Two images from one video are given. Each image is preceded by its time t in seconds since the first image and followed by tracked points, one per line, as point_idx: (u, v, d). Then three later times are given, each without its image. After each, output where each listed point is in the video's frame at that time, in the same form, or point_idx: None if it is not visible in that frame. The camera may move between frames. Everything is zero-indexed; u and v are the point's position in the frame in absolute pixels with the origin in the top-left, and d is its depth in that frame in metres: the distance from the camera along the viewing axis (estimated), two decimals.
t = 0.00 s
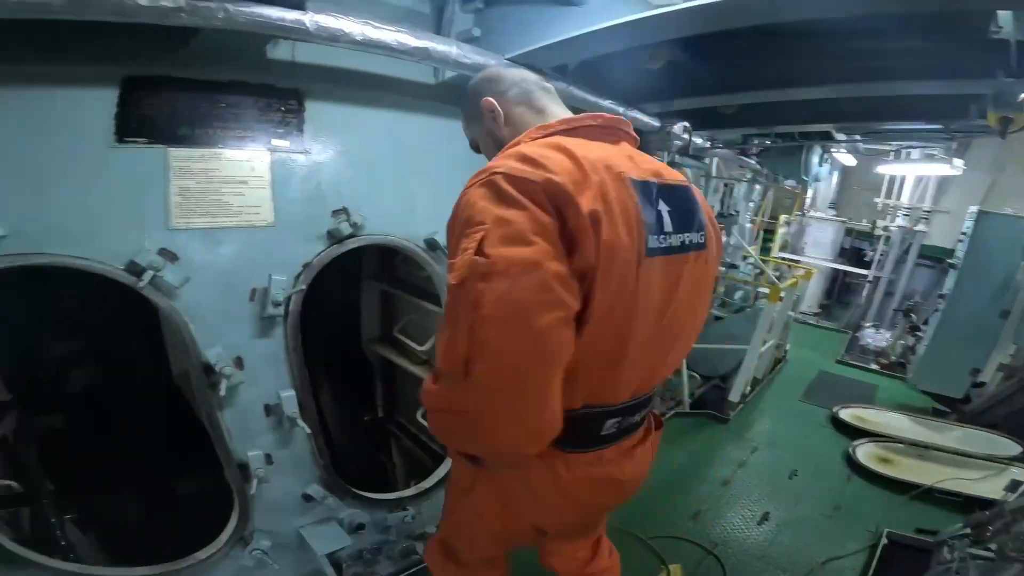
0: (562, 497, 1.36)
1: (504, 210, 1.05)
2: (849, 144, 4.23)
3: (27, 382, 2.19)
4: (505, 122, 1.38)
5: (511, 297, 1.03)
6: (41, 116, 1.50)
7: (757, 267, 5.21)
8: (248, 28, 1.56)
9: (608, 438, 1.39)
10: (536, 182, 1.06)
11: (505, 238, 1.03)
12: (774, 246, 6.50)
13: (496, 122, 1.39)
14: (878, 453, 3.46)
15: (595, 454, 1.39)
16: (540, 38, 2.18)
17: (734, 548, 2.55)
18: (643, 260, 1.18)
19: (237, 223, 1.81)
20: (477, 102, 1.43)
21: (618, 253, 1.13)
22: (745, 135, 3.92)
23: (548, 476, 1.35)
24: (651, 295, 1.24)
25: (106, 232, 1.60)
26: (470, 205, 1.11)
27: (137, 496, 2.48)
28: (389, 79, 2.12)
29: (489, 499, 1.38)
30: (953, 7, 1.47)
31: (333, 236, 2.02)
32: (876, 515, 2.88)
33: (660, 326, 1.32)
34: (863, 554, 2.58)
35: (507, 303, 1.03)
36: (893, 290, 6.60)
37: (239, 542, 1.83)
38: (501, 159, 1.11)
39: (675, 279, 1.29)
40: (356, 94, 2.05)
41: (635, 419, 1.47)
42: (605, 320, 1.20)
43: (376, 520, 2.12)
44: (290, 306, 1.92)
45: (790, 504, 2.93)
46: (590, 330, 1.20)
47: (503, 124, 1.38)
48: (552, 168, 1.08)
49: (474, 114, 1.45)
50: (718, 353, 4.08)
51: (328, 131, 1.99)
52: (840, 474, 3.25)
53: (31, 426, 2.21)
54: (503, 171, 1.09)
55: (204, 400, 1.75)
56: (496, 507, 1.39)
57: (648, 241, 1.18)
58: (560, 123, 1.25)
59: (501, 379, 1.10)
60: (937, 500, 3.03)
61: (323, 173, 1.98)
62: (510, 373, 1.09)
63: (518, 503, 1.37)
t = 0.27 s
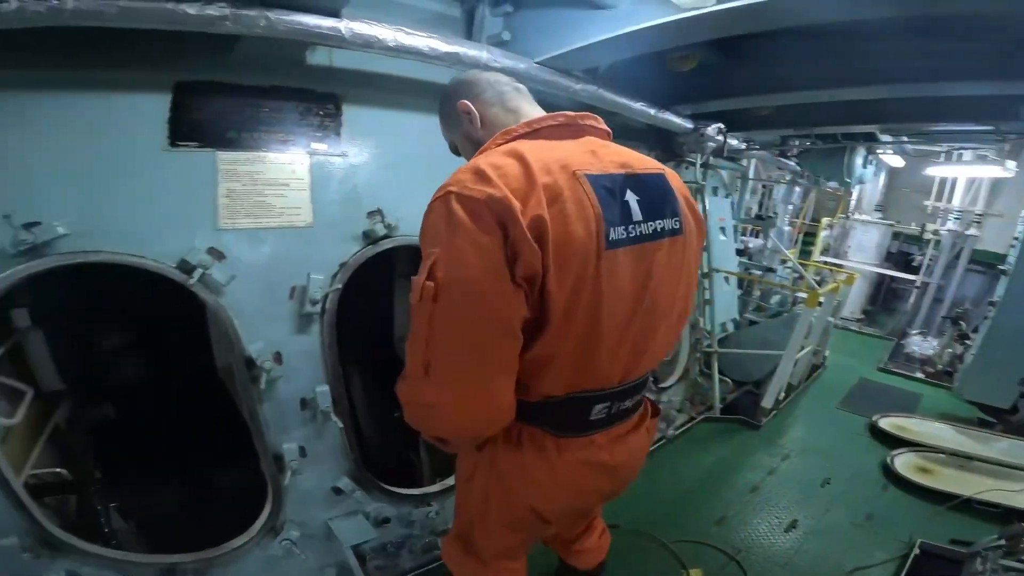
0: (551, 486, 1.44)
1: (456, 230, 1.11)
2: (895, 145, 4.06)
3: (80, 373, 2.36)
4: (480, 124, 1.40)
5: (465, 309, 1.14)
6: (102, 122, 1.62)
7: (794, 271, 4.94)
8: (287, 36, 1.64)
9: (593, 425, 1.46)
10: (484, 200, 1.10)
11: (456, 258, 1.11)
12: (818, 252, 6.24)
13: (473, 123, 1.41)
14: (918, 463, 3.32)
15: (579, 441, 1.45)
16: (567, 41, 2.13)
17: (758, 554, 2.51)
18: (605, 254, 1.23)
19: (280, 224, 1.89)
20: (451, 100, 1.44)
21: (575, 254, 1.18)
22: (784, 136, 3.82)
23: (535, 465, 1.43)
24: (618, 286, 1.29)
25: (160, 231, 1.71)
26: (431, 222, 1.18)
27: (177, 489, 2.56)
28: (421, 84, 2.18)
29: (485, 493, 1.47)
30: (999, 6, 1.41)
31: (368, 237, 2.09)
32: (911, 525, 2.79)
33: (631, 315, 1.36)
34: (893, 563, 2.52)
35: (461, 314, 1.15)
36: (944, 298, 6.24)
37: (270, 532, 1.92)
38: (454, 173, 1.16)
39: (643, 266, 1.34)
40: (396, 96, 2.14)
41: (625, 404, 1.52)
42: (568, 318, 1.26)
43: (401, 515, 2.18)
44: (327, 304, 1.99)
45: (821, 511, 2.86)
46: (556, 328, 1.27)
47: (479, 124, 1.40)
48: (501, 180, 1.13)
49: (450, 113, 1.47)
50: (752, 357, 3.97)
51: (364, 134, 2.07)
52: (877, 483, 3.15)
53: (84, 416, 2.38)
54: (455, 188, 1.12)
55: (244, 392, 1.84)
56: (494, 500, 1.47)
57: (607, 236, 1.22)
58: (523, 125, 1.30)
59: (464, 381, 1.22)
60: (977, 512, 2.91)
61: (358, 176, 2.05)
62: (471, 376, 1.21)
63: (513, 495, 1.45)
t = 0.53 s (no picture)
0: (616, 474, 1.45)
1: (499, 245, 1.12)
2: (944, 137, 3.87)
3: (129, 357, 2.53)
4: (473, 138, 1.41)
5: (519, 318, 1.15)
6: (149, 122, 1.73)
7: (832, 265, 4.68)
8: (317, 32, 1.68)
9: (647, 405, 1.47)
10: (520, 210, 1.12)
11: (506, 270, 1.12)
12: (859, 245, 5.91)
13: (465, 139, 1.41)
14: (958, 466, 3.20)
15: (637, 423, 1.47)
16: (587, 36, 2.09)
17: (781, 553, 2.49)
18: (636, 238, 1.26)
19: (314, 214, 1.95)
20: (435, 122, 1.44)
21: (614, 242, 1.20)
22: (824, 127, 3.68)
23: (598, 458, 1.43)
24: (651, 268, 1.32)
25: (202, 222, 1.79)
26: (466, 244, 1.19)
27: (216, 471, 2.68)
28: (449, 78, 2.20)
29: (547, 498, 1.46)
30: None
31: (397, 228, 2.11)
32: (942, 529, 2.71)
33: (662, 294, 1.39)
34: (923, 567, 2.45)
35: (519, 324, 1.16)
36: (993, 295, 5.77)
37: (297, 516, 2.03)
38: (478, 193, 1.17)
39: (663, 246, 1.38)
40: (425, 90, 2.17)
41: (670, 378, 1.55)
42: (615, 309, 1.27)
43: (424, 503, 2.24)
44: (358, 293, 2.03)
45: (851, 512, 2.80)
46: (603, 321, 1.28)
47: (473, 140, 1.41)
48: (529, 189, 1.14)
49: (435, 136, 1.46)
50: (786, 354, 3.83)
51: (394, 126, 2.11)
52: (912, 485, 3.05)
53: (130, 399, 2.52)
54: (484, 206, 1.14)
55: (278, 377, 1.91)
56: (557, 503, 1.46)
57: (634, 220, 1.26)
58: (525, 136, 1.34)
59: (524, 388, 1.23)
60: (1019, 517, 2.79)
61: (388, 168, 2.09)
62: (530, 382, 1.23)
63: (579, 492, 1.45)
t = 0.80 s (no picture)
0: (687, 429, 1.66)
1: (578, 260, 1.21)
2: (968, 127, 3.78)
3: (152, 344, 2.59)
4: (481, 169, 1.46)
5: (605, 321, 1.26)
6: (167, 112, 1.78)
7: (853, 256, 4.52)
8: (326, 22, 1.70)
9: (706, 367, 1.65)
10: (591, 225, 1.22)
11: (589, 280, 1.22)
12: (880, 235, 5.67)
13: (473, 170, 1.46)
14: (971, 461, 3.16)
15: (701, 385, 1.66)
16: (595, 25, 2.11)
17: (786, 546, 2.49)
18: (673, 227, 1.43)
19: (324, 201, 1.97)
20: (437, 155, 1.48)
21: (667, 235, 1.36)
22: (843, 116, 3.61)
23: (671, 420, 1.64)
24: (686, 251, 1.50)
25: (217, 209, 1.83)
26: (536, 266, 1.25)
27: (229, 458, 2.71)
28: (458, 66, 2.20)
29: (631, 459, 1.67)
30: None
31: (407, 214, 2.11)
32: (953, 526, 2.68)
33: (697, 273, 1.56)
34: (929, 563, 2.44)
35: (606, 324, 1.27)
36: (1016, 287, 5.50)
37: (307, 499, 2.06)
38: (537, 217, 1.25)
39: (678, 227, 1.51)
40: (435, 78, 2.16)
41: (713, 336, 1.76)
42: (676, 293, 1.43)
43: (432, 489, 2.25)
44: (368, 277, 2.04)
45: (861, 506, 2.78)
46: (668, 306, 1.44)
47: (481, 170, 1.46)
48: (592, 205, 1.25)
49: (438, 170, 1.50)
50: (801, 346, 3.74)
51: (404, 114, 2.12)
52: (926, 480, 3.01)
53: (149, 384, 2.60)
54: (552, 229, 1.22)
55: (289, 360, 1.93)
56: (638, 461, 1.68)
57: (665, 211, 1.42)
58: (546, 157, 1.39)
59: (608, 379, 1.36)
60: None
61: (398, 156, 2.10)
62: (614, 372, 1.35)
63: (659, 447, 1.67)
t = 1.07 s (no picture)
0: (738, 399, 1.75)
1: (580, 280, 1.35)
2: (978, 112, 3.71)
3: (157, 326, 2.62)
4: (479, 233, 1.52)
5: (617, 325, 1.40)
6: (167, 89, 1.79)
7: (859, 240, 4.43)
8: None
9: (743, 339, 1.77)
10: (583, 248, 1.36)
11: (590, 296, 1.36)
12: (887, 221, 5.55)
13: (472, 235, 1.52)
14: (975, 448, 3.13)
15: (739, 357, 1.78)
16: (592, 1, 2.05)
17: (786, 530, 2.48)
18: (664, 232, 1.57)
19: (324, 176, 1.97)
20: (433, 224, 1.55)
21: (659, 241, 1.51)
22: (850, 99, 3.56)
23: (720, 398, 1.72)
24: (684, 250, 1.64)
25: (217, 184, 1.84)
26: (545, 296, 1.39)
27: (230, 441, 2.72)
28: (458, 44, 2.17)
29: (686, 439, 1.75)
30: None
31: (407, 189, 2.10)
32: (954, 513, 2.66)
33: (701, 266, 1.69)
34: (930, 549, 2.43)
35: (618, 329, 1.40)
36: None
37: (306, 477, 2.08)
38: (534, 251, 1.38)
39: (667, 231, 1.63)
40: (435, 56, 2.14)
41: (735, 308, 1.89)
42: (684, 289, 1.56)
43: (431, 467, 2.25)
44: (367, 251, 2.04)
45: (862, 491, 2.77)
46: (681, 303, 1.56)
47: (479, 234, 1.52)
48: (579, 232, 1.39)
49: (436, 237, 1.56)
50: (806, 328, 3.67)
51: (404, 95, 2.09)
52: (927, 466, 3.00)
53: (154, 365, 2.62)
54: (549, 260, 1.36)
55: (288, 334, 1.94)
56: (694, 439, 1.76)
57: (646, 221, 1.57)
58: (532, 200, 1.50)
59: (636, 376, 1.49)
60: None
61: (397, 132, 2.08)
62: (637, 368, 1.48)
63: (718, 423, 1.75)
